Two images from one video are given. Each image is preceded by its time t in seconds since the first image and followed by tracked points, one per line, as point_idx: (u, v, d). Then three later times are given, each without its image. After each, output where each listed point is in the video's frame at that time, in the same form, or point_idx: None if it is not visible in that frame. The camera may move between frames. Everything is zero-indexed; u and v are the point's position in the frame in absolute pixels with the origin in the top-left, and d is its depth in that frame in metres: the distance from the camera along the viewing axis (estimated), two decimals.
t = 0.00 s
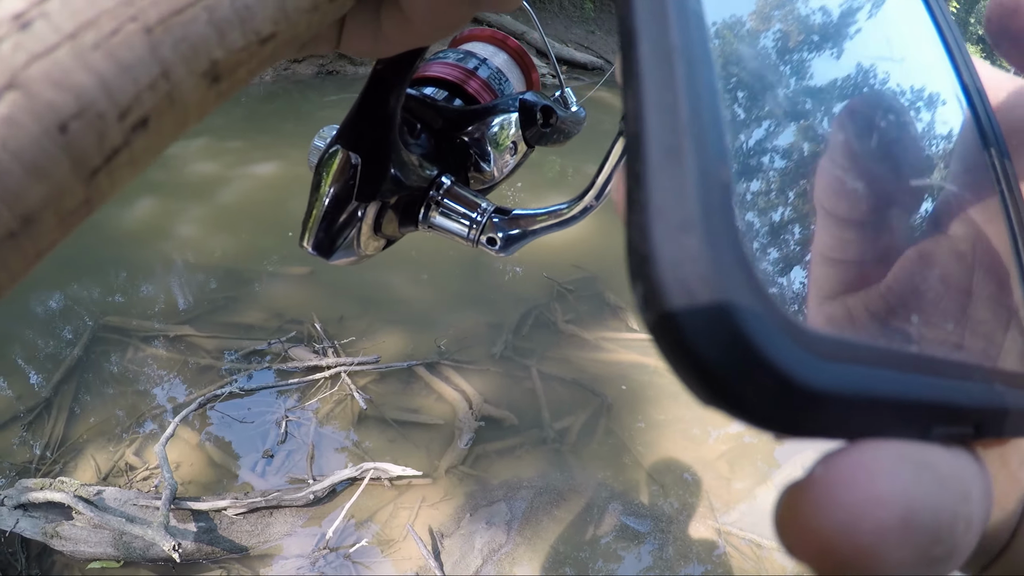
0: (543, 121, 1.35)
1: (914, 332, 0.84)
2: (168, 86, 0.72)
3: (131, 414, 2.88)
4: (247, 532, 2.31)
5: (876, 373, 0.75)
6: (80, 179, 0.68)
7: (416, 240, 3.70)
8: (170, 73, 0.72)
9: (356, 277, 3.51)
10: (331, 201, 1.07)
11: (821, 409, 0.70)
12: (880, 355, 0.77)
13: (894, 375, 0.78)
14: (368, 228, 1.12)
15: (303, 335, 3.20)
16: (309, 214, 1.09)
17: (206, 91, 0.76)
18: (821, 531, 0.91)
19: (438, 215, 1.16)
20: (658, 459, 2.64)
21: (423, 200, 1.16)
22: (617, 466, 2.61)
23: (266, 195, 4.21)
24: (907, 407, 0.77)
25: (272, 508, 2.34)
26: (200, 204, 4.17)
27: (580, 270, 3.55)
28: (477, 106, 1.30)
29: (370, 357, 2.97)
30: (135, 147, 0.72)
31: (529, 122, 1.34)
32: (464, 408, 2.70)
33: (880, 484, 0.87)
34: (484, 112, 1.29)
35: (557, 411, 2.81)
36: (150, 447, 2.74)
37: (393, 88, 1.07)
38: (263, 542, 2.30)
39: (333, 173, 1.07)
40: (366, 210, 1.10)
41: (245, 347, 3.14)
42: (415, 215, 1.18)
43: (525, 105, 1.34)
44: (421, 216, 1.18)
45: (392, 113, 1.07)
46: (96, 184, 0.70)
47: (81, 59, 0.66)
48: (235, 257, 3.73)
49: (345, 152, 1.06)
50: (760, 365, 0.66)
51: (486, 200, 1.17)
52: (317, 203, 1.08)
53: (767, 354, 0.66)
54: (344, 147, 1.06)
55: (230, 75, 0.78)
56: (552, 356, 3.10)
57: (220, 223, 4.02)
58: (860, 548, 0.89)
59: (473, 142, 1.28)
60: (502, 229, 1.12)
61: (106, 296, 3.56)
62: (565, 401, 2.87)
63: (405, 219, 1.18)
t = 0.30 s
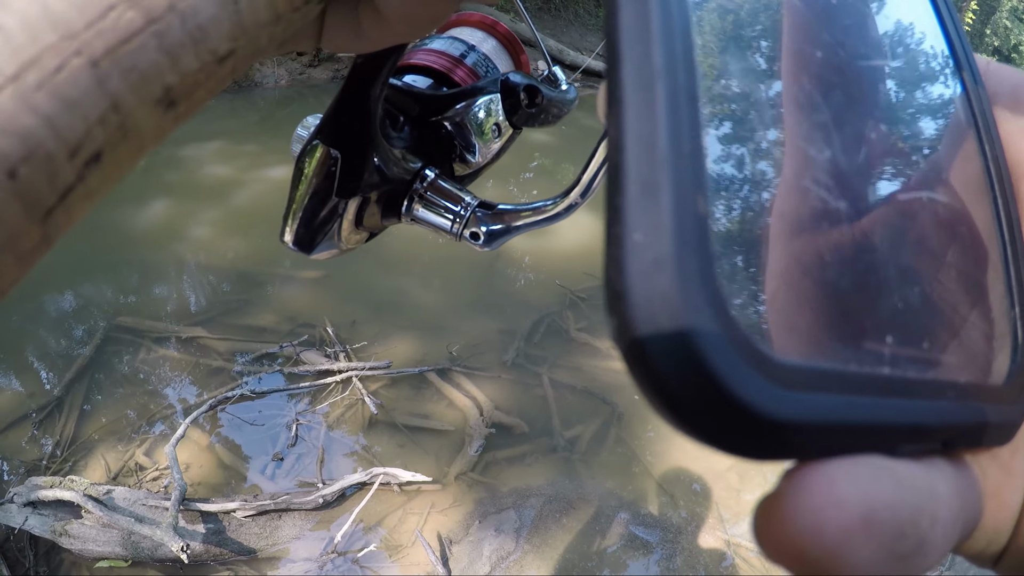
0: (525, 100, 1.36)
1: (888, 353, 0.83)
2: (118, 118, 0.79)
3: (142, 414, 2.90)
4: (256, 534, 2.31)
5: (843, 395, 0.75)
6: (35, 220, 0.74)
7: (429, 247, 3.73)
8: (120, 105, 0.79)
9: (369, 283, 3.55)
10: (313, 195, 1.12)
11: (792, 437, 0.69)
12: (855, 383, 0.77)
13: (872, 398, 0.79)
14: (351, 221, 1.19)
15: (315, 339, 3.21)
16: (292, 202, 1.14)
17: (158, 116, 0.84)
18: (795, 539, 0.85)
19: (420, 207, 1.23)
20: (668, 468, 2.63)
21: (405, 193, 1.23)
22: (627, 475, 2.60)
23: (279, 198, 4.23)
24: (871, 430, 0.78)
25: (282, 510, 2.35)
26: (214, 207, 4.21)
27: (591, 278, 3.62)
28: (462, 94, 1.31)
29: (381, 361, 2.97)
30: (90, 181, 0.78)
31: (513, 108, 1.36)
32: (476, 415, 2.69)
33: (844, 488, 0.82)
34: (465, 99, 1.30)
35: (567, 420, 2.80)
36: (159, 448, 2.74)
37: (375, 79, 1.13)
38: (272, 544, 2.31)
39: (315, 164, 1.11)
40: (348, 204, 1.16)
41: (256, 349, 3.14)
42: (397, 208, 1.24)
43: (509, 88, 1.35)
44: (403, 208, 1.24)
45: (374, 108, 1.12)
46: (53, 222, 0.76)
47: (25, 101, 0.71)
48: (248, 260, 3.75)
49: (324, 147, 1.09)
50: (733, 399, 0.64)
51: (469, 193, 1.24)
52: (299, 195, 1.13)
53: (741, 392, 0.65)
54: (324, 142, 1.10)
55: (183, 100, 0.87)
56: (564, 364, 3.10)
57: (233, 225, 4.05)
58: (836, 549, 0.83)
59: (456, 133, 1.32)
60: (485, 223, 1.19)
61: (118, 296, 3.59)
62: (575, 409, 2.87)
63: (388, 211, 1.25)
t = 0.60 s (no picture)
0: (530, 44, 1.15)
1: (927, 258, 0.71)
2: (111, 57, 0.72)
3: (155, 415, 2.92)
4: (268, 535, 2.33)
5: (855, 273, 0.64)
6: (27, 165, 0.67)
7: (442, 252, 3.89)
8: (112, 45, 0.72)
9: (385, 286, 3.62)
10: (329, 159, 1.00)
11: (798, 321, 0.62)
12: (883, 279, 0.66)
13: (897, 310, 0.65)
14: (369, 182, 1.05)
15: (328, 341, 3.23)
16: (310, 159, 1.02)
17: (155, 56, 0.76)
18: (815, 462, 0.74)
19: (441, 163, 1.10)
20: (678, 473, 2.64)
21: (425, 148, 1.09)
22: (638, 481, 2.60)
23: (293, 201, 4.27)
24: (905, 332, 0.66)
25: (294, 511, 2.36)
26: (229, 210, 4.25)
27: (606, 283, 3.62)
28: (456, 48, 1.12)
29: (395, 364, 2.99)
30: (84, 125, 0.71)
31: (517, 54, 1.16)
32: (488, 418, 2.71)
33: (885, 411, 0.69)
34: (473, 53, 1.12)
35: (579, 424, 2.81)
36: (173, 449, 2.76)
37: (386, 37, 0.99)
38: (284, 545, 2.32)
39: (330, 122, 0.99)
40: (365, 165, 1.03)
41: (269, 352, 3.17)
42: (417, 166, 1.10)
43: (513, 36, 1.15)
44: (422, 166, 1.11)
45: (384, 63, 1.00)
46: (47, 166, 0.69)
47: (12, 41, 0.66)
48: (261, 263, 3.79)
49: (338, 108, 0.98)
50: (721, 270, 0.59)
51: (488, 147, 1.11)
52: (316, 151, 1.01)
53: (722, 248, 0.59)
54: (338, 101, 0.98)
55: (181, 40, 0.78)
56: (576, 369, 3.12)
57: (247, 228, 4.09)
58: (874, 486, 0.72)
59: (473, 91, 1.15)
60: (505, 173, 1.07)
61: (133, 298, 3.64)
62: (587, 413, 2.87)
63: (409, 171, 1.11)
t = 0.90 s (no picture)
0: None
1: None
2: None
3: (165, 413, 2.93)
4: (278, 531, 2.35)
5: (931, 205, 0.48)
6: None
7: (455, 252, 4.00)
8: None
9: (397, 285, 3.68)
10: (307, 105, 0.77)
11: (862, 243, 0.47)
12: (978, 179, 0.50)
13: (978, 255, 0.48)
14: (350, 132, 0.80)
15: (339, 339, 3.26)
16: (286, 115, 0.79)
17: None
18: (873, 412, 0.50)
19: (431, 112, 0.82)
20: (687, 475, 2.65)
21: (413, 95, 0.81)
22: (647, 482, 2.61)
23: (306, 201, 4.33)
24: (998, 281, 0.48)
25: (304, 507, 2.38)
26: (241, 208, 4.29)
27: (617, 285, 3.81)
28: None
29: (405, 363, 3.01)
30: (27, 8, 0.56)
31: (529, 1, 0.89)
32: (498, 417, 2.74)
33: (966, 355, 0.48)
34: None
35: (588, 425, 2.83)
36: (184, 445, 2.79)
37: None
38: (293, 540, 2.35)
39: (308, 77, 0.76)
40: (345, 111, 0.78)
41: (280, 350, 3.19)
42: (403, 115, 0.82)
43: None
44: (411, 116, 0.82)
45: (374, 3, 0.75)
46: None
47: None
48: (273, 262, 3.83)
49: (321, 49, 0.74)
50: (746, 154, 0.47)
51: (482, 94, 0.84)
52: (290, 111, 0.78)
53: (805, 144, 0.47)
54: (319, 43, 0.75)
55: None
56: (585, 369, 3.15)
57: (259, 227, 4.13)
58: (945, 451, 0.48)
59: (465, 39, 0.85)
60: (504, 123, 0.82)
61: (144, 296, 3.68)
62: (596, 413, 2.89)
63: (393, 124, 0.84)
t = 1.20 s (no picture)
0: None
1: None
2: None
3: (172, 413, 2.92)
4: (285, 528, 2.36)
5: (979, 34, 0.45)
6: None
7: (463, 252, 4.04)
8: None
9: (407, 285, 3.71)
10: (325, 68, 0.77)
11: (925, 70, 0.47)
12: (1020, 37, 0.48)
13: None
14: (369, 104, 0.80)
15: (348, 338, 3.28)
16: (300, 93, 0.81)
17: None
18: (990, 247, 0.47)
19: (455, 81, 0.80)
20: (695, 477, 2.65)
21: (434, 64, 0.80)
22: (654, 483, 2.61)
23: (315, 201, 4.37)
24: None
25: (311, 505, 2.41)
26: (250, 208, 4.32)
27: (624, 285, 3.83)
28: None
29: (413, 362, 3.04)
30: None
31: None
32: (505, 416, 2.76)
33: None
34: None
35: (596, 424, 2.84)
36: (191, 441, 2.78)
37: None
38: (301, 538, 2.35)
39: (323, 46, 0.77)
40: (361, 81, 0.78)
41: (287, 349, 3.20)
42: (426, 87, 0.82)
43: None
44: (433, 88, 0.82)
45: None
46: None
47: None
48: (280, 262, 3.85)
49: (337, 15, 0.76)
50: None
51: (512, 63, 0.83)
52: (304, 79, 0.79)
53: None
54: (335, 6, 0.76)
55: None
56: (593, 369, 3.16)
57: (268, 226, 4.15)
58: None
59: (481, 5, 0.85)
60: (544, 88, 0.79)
61: (151, 295, 3.69)
62: (604, 414, 2.90)
63: (416, 97, 0.83)
